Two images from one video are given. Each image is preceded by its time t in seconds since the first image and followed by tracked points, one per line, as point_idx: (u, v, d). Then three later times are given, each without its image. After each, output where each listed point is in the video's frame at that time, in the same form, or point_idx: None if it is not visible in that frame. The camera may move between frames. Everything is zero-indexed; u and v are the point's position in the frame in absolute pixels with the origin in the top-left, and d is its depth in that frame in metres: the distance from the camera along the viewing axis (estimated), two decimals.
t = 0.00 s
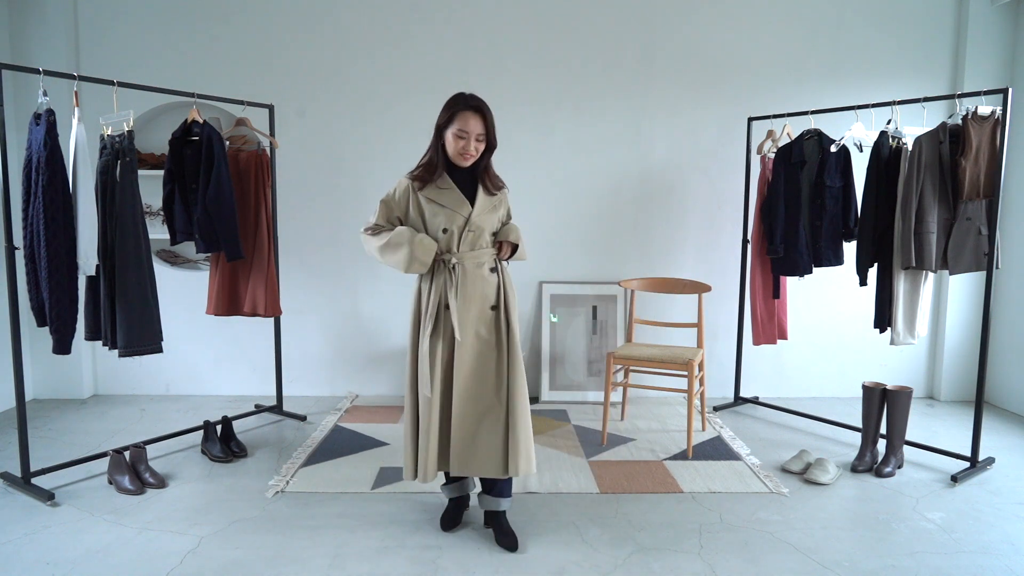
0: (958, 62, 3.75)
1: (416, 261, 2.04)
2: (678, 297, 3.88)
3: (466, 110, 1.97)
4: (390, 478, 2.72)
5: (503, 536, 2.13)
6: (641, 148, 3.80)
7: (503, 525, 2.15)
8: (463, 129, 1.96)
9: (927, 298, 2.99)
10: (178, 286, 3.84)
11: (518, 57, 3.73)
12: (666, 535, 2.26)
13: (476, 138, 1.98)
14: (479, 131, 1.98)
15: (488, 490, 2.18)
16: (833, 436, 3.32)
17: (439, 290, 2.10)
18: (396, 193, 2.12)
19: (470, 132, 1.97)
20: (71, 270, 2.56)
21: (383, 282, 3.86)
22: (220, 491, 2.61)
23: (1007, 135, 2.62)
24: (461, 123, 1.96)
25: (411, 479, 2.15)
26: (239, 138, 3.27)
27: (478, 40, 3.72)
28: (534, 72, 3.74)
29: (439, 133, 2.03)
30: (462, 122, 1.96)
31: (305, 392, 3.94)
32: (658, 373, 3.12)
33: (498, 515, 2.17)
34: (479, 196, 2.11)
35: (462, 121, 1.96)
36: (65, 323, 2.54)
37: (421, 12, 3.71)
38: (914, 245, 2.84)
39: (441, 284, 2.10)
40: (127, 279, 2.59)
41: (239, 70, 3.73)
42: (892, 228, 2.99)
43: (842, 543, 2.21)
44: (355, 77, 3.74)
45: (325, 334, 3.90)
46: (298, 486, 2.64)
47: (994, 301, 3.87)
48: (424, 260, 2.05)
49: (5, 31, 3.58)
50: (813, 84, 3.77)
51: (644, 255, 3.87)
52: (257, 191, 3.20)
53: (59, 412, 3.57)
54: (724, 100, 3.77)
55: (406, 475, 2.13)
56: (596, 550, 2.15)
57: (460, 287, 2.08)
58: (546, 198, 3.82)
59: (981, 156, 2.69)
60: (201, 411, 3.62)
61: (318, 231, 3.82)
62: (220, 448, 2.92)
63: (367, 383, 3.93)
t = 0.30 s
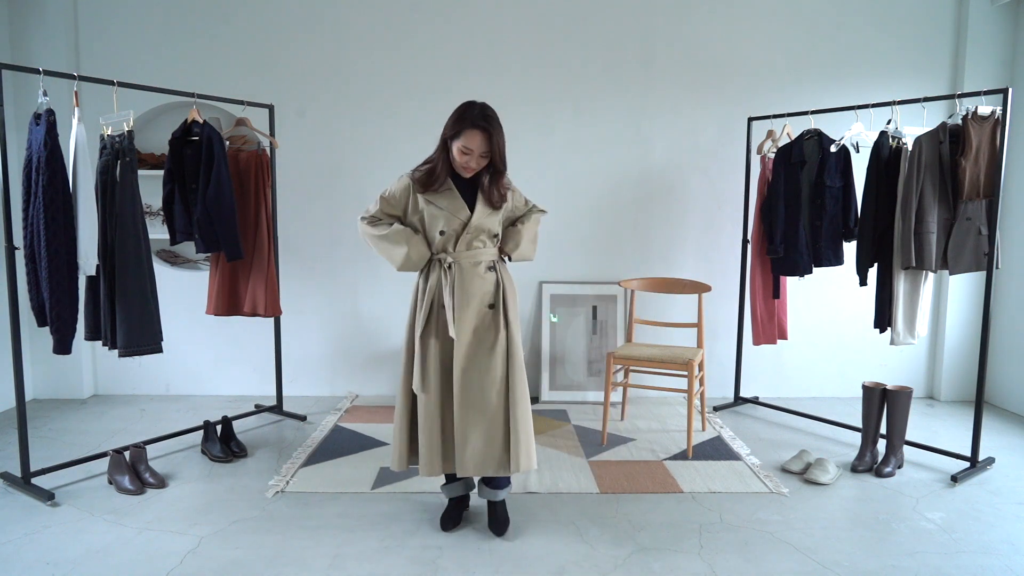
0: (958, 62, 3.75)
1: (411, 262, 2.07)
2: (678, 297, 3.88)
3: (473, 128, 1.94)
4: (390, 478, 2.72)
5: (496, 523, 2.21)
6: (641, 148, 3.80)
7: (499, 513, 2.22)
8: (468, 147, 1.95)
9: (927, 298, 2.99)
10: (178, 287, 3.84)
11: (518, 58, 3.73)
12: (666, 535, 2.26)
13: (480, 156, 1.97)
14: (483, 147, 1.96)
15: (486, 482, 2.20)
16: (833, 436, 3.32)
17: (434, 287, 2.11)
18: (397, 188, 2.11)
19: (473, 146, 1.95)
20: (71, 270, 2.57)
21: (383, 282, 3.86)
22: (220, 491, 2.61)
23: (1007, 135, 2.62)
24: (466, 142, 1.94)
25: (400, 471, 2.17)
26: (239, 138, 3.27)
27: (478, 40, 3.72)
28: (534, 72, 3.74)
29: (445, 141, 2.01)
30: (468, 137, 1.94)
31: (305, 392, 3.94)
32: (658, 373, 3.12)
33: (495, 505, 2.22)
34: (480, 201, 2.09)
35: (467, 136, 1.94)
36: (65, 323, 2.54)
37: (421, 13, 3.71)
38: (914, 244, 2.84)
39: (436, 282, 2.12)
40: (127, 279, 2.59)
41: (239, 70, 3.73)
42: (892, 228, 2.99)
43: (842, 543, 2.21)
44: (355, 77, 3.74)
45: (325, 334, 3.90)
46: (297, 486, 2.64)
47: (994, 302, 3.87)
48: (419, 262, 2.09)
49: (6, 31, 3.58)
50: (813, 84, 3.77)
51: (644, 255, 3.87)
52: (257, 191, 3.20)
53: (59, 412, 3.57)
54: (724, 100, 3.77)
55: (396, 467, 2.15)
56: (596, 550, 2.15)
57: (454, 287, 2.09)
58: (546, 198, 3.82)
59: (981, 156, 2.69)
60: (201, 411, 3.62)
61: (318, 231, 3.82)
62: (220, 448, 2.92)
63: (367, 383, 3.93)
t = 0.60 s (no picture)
0: (958, 62, 3.75)
1: (416, 262, 2.13)
2: (678, 297, 3.88)
3: (481, 128, 1.95)
4: (390, 478, 2.72)
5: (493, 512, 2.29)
6: (641, 148, 3.80)
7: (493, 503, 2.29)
8: (475, 147, 1.96)
9: (927, 298, 2.99)
10: (178, 287, 3.85)
11: (518, 58, 3.73)
12: (666, 535, 2.26)
13: (487, 155, 1.99)
14: (491, 146, 1.97)
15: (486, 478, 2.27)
16: (833, 436, 3.32)
17: (439, 289, 2.14)
18: (410, 189, 2.17)
19: (481, 145, 1.96)
20: (72, 270, 2.57)
21: (383, 282, 3.86)
22: (220, 491, 2.61)
23: (1007, 135, 2.62)
24: (473, 141, 1.96)
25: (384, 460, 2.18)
26: (239, 138, 3.27)
27: (479, 40, 3.72)
28: (534, 72, 3.74)
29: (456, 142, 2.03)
30: (476, 136, 1.96)
31: (305, 392, 3.94)
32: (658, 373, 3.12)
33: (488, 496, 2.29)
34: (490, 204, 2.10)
35: (475, 134, 1.95)
36: (64, 323, 2.54)
37: (421, 13, 3.70)
38: (914, 244, 2.84)
39: (442, 282, 2.14)
40: (127, 279, 2.59)
41: (239, 70, 3.73)
42: (891, 228, 2.99)
43: (842, 543, 2.21)
44: (355, 77, 3.74)
45: (325, 334, 3.89)
46: (298, 487, 2.64)
47: (994, 302, 3.87)
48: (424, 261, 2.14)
49: (6, 31, 3.58)
50: (813, 84, 3.77)
51: (644, 255, 3.87)
52: (257, 191, 3.20)
53: (59, 412, 3.58)
54: (725, 99, 3.77)
55: (382, 457, 2.17)
56: (596, 550, 2.15)
57: (458, 288, 2.10)
58: (546, 198, 3.81)
59: (981, 156, 2.69)
60: (201, 411, 3.62)
61: (318, 231, 3.82)
62: (220, 448, 2.92)
63: (367, 383, 3.93)
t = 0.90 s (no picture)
0: (958, 62, 3.75)
1: (433, 268, 2.13)
2: (678, 297, 3.88)
3: (500, 107, 2.04)
4: (390, 478, 2.72)
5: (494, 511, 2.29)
6: (641, 148, 3.79)
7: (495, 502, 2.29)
8: (494, 123, 2.03)
9: (927, 298, 2.99)
10: (178, 287, 3.85)
11: (518, 58, 3.73)
12: (666, 535, 2.26)
13: (504, 135, 2.05)
14: (508, 125, 2.04)
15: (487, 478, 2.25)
16: (833, 436, 3.32)
17: (453, 291, 2.13)
18: (422, 195, 2.19)
19: (498, 125, 2.03)
20: (72, 270, 2.57)
21: (383, 282, 3.86)
22: (220, 491, 2.61)
23: (1007, 135, 2.62)
24: (493, 118, 2.03)
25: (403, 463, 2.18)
26: (239, 138, 3.27)
27: (478, 40, 3.72)
28: (534, 72, 3.74)
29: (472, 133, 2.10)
30: (493, 119, 2.03)
31: (305, 392, 3.94)
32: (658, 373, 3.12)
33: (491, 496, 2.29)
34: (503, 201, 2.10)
35: (492, 115, 2.03)
36: (64, 324, 2.54)
37: (420, 13, 3.71)
38: (914, 244, 2.84)
39: (455, 285, 2.13)
40: (127, 279, 2.59)
41: (239, 70, 3.73)
42: (892, 228, 2.99)
43: (842, 543, 2.21)
44: (355, 77, 3.74)
45: (325, 334, 3.89)
46: (298, 487, 2.64)
47: (994, 302, 3.87)
48: (441, 267, 2.13)
49: (6, 31, 3.58)
50: (813, 84, 3.77)
51: (645, 255, 3.87)
52: (257, 190, 3.20)
53: (59, 412, 3.57)
54: (725, 99, 3.77)
55: (399, 459, 2.17)
56: (596, 550, 2.15)
57: (471, 290, 2.09)
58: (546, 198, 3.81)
59: (981, 157, 2.69)
60: (201, 411, 3.62)
61: (318, 231, 3.82)
62: (219, 448, 2.92)
63: (367, 383, 3.93)
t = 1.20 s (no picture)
0: (958, 62, 3.75)
1: (439, 271, 2.10)
2: (678, 297, 3.88)
3: (494, 103, 2.07)
4: (390, 478, 2.72)
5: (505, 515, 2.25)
6: (641, 148, 3.79)
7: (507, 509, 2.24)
8: (490, 118, 2.04)
9: (927, 298, 2.99)
10: (178, 287, 3.85)
11: (518, 58, 3.73)
12: (666, 535, 2.26)
13: (500, 131, 2.06)
14: (505, 120, 2.06)
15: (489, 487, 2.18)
16: (833, 436, 3.32)
17: (459, 295, 2.12)
18: (426, 199, 2.20)
19: (494, 122, 2.04)
20: (72, 270, 2.56)
21: (383, 282, 3.86)
22: (220, 491, 2.61)
23: (1007, 135, 2.62)
24: (488, 113, 2.05)
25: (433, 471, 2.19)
26: (239, 138, 3.27)
27: (478, 40, 3.72)
28: (534, 72, 3.74)
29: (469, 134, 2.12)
30: (488, 115, 2.05)
31: (305, 392, 3.94)
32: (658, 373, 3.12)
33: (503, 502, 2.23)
34: (506, 200, 2.10)
35: (487, 112, 2.05)
36: (64, 324, 2.54)
37: (421, 13, 3.71)
38: (914, 244, 2.84)
39: (460, 290, 2.12)
40: (127, 279, 2.59)
41: (239, 70, 3.73)
42: (892, 228, 2.99)
43: (842, 543, 2.21)
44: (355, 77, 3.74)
45: (325, 334, 3.89)
46: (298, 487, 2.64)
47: (994, 302, 3.87)
48: (446, 270, 2.11)
49: (6, 31, 3.58)
50: (813, 84, 3.77)
51: (644, 255, 3.87)
52: (257, 190, 3.20)
53: (59, 412, 3.57)
54: (725, 99, 3.77)
55: (432, 468, 2.18)
56: (597, 550, 2.15)
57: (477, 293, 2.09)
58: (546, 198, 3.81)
59: (981, 156, 2.69)
60: (201, 411, 3.62)
61: (317, 231, 3.82)
62: (219, 448, 2.92)
63: (366, 383, 3.93)
